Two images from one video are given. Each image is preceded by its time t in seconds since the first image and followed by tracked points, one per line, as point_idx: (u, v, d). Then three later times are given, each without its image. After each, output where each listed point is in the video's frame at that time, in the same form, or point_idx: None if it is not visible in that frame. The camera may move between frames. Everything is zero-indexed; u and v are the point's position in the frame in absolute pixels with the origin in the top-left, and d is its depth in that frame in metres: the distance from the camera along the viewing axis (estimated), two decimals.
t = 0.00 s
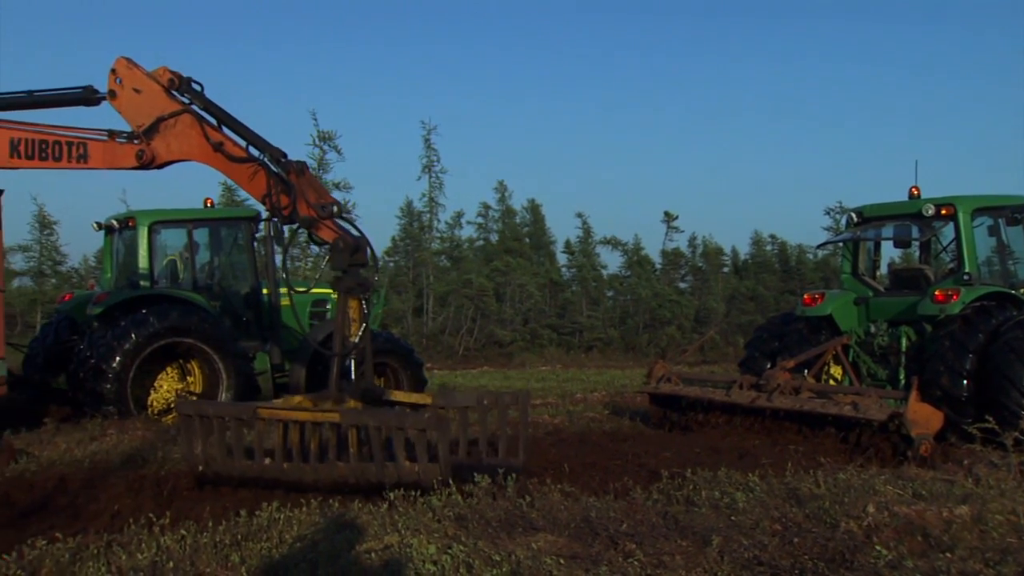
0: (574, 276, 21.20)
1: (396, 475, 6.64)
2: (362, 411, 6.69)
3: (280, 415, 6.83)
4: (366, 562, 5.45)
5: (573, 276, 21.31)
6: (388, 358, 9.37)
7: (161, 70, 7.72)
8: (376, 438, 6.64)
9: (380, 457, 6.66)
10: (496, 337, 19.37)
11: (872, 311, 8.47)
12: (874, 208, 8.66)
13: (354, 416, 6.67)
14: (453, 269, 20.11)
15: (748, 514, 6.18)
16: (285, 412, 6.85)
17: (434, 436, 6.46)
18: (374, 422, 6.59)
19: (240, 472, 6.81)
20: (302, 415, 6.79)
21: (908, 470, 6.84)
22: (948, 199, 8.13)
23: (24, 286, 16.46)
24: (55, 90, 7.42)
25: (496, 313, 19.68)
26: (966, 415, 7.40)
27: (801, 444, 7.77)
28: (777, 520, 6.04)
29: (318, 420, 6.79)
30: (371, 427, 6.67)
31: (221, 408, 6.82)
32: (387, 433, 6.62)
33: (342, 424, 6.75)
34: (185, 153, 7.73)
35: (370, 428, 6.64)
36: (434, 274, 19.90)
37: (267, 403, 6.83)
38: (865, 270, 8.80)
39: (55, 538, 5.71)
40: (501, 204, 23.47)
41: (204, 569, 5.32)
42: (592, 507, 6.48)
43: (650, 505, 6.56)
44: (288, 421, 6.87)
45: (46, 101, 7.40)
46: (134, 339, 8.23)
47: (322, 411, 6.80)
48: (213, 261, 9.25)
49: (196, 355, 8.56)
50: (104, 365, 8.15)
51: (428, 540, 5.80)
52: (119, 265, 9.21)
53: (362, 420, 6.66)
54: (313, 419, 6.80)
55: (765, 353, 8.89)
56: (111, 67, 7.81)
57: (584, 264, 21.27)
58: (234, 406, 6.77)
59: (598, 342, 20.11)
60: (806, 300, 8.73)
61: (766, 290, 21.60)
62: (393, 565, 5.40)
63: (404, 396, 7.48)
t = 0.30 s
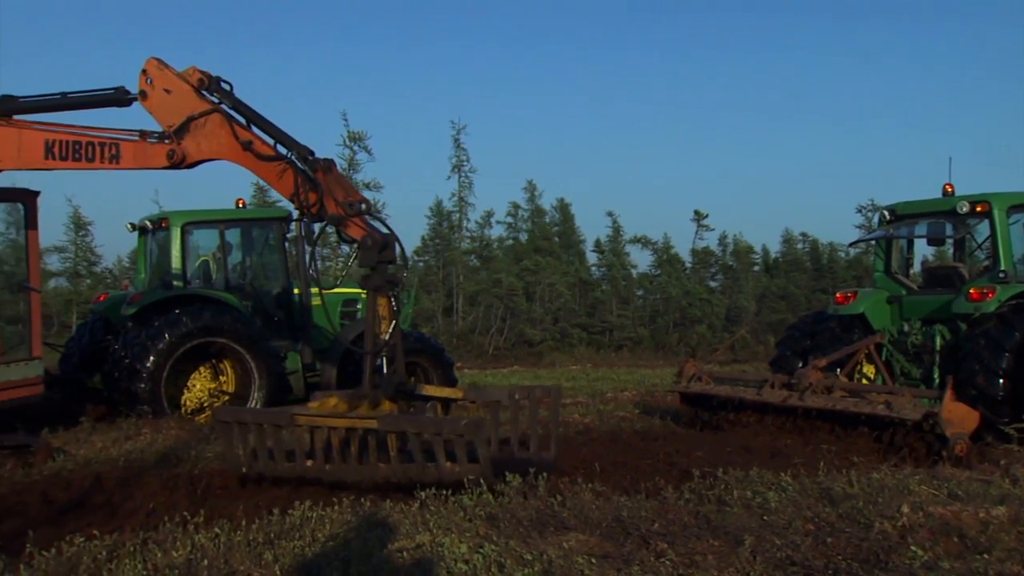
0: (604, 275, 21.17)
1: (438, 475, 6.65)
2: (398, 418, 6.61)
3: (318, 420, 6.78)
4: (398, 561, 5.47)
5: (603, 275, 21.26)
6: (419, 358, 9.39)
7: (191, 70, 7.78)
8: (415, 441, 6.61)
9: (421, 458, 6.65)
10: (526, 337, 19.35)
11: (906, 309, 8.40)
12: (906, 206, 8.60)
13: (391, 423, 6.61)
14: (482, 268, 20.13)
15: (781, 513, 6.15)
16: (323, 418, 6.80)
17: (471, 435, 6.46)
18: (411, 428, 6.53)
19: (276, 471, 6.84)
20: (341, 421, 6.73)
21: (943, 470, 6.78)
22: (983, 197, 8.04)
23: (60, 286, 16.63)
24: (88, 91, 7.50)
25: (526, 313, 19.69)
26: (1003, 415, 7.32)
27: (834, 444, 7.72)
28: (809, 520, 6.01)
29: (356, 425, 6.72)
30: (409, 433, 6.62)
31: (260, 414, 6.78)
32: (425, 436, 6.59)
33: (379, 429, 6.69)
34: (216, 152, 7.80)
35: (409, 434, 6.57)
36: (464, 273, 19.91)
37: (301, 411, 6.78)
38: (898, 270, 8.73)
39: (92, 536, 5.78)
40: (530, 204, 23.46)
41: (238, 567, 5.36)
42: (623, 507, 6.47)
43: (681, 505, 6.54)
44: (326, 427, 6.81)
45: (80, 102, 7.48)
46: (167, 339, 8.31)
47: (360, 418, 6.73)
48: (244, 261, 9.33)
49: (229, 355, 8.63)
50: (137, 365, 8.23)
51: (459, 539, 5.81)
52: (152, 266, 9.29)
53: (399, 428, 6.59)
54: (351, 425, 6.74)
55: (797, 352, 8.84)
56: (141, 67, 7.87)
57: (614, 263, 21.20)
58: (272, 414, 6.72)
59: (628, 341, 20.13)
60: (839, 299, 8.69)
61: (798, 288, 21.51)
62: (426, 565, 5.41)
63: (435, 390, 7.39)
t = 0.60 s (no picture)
0: (637, 274, 21.10)
1: (478, 472, 6.67)
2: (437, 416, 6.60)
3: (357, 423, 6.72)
4: (433, 560, 5.49)
5: (635, 275, 21.19)
6: (453, 359, 9.42)
7: (226, 74, 7.92)
8: (453, 441, 6.61)
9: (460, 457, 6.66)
10: (558, 337, 19.21)
11: (942, 307, 8.34)
12: (943, 204, 8.60)
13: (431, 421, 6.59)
14: (514, 267, 20.12)
15: (817, 514, 6.11)
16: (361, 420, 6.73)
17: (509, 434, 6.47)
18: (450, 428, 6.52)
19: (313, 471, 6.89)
20: (380, 424, 6.67)
21: (982, 470, 6.71)
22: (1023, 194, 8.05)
23: (98, 287, 16.78)
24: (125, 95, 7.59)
25: (558, 313, 19.66)
26: None
27: (871, 443, 7.65)
28: (846, 520, 5.96)
29: (396, 427, 6.66)
30: (449, 434, 6.61)
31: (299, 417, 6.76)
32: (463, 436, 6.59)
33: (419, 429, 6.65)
34: (251, 154, 7.89)
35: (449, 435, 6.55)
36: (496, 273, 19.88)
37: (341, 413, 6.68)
38: (935, 266, 8.68)
39: (131, 533, 5.84)
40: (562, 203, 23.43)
41: (274, 565, 5.40)
42: (657, 506, 6.45)
43: (716, 505, 6.51)
44: (365, 428, 6.77)
45: (117, 105, 7.58)
46: (203, 339, 8.38)
47: (399, 418, 6.69)
48: (278, 261, 9.39)
49: (263, 355, 8.69)
50: (174, 365, 8.29)
51: (493, 538, 5.81)
52: (187, 267, 9.38)
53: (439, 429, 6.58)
54: (391, 426, 6.69)
55: (832, 351, 8.77)
56: (178, 72, 8.03)
57: (646, 263, 21.09)
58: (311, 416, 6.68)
59: (661, 341, 20.01)
60: (873, 297, 8.61)
61: (833, 287, 21.40)
62: (460, 564, 5.42)
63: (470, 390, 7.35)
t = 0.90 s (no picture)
0: (672, 272, 20.90)
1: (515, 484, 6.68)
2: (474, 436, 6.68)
3: (392, 437, 6.79)
4: (471, 559, 5.51)
5: (671, 273, 20.95)
6: (488, 358, 9.41)
7: (268, 83, 7.67)
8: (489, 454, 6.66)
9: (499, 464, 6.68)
10: (594, 336, 19.36)
11: (984, 305, 8.29)
12: (984, 200, 8.48)
13: (467, 439, 6.67)
14: (550, 266, 20.02)
15: (856, 514, 6.06)
16: (397, 434, 6.80)
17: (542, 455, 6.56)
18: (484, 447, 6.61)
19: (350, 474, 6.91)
20: (415, 439, 6.74)
21: None
22: None
23: (138, 288, 16.99)
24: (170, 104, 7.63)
25: (594, 312, 19.63)
26: None
27: (912, 443, 7.58)
28: (887, 520, 5.91)
29: (430, 443, 6.72)
30: (483, 452, 6.70)
31: (338, 429, 6.87)
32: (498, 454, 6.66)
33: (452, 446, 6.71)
34: (290, 164, 7.68)
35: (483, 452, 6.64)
36: (532, 272, 19.81)
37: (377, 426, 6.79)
38: (976, 264, 8.55)
39: (173, 531, 5.90)
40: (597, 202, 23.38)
41: (314, 563, 5.44)
42: (695, 506, 6.42)
43: (755, 504, 6.47)
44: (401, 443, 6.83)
45: (161, 114, 7.62)
46: (242, 339, 8.45)
47: (434, 435, 6.74)
48: (315, 262, 9.44)
49: (300, 355, 8.75)
50: (213, 365, 8.38)
51: (531, 537, 5.81)
52: (226, 267, 9.46)
53: (474, 446, 6.67)
54: (425, 443, 6.74)
55: (871, 349, 8.69)
56: (220, 80, 7.77)
57: (682, 262, 20.92)
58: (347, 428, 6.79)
59: (697, 339, 20.07)
60: (914, 295, 8.53)
61: (871, 284, 21.28)
62: (499, 563, 5.43)
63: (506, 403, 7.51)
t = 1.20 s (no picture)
0: (706, 271, 20.94)
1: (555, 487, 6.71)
2: (511, 452, 6.72)
3: (429, 451, 6.88)
4: (508, 557, 5.52)
5: (705, 271, 21.02)
6: (523, 357, 9.41)
7: (308, 88, 7.59)
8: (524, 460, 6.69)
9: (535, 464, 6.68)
10: (629, 335, 19.28)
11: None
12: None
13: (504, 456, 6.71)
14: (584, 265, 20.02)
15: (896, 514, 6.01)
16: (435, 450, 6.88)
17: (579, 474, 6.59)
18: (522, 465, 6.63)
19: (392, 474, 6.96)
20: (453, 456, 6.83)
21: None
22: None
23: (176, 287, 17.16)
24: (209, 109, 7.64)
25: (628, 310, 19.59)
26: None
27: (952, 442, 7.50)
28: (927, 520, 5.86)
29: (467, 459, 6.83)
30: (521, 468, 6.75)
31: (377, 443, 6.94)
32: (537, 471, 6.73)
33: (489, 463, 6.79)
34: (328, 170, 7.56)
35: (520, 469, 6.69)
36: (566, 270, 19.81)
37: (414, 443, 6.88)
38: (1018, 260, 8.45)
39: (212, 529, 5.95)
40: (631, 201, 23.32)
41: (351, 561, 5.46)
42: (732, 505, 6.38)
43: (792, 504, 6.43)
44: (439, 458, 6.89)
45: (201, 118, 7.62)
46: (277, 338, 8.48)
47: (471, 453, 6.81)
48: (351, 261, 9.47)
49: (337, 354, 8.81)
50: (250, 363, 8.44)
51: (567, 536, 5.81)
52: (263, 267, 9.54)
53: (511, 463, 6.71)
54: (463, 459, 6.84)
55: (910, 347, 8.62)
56: (259, 85, 7.71)
57: (717, 259, 20.94)
58: (384, 444, 6.87)
59: (732, 338, 19.89)
60: (953, 294, 8.42)
61: (909, 282, 21.10)
62: (536, 562, 5.43)
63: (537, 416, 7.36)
